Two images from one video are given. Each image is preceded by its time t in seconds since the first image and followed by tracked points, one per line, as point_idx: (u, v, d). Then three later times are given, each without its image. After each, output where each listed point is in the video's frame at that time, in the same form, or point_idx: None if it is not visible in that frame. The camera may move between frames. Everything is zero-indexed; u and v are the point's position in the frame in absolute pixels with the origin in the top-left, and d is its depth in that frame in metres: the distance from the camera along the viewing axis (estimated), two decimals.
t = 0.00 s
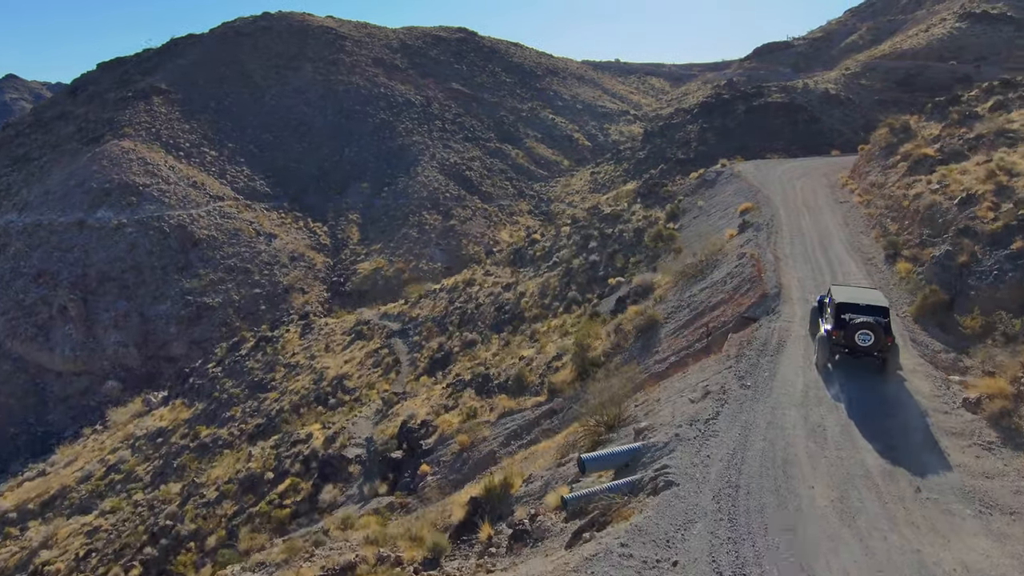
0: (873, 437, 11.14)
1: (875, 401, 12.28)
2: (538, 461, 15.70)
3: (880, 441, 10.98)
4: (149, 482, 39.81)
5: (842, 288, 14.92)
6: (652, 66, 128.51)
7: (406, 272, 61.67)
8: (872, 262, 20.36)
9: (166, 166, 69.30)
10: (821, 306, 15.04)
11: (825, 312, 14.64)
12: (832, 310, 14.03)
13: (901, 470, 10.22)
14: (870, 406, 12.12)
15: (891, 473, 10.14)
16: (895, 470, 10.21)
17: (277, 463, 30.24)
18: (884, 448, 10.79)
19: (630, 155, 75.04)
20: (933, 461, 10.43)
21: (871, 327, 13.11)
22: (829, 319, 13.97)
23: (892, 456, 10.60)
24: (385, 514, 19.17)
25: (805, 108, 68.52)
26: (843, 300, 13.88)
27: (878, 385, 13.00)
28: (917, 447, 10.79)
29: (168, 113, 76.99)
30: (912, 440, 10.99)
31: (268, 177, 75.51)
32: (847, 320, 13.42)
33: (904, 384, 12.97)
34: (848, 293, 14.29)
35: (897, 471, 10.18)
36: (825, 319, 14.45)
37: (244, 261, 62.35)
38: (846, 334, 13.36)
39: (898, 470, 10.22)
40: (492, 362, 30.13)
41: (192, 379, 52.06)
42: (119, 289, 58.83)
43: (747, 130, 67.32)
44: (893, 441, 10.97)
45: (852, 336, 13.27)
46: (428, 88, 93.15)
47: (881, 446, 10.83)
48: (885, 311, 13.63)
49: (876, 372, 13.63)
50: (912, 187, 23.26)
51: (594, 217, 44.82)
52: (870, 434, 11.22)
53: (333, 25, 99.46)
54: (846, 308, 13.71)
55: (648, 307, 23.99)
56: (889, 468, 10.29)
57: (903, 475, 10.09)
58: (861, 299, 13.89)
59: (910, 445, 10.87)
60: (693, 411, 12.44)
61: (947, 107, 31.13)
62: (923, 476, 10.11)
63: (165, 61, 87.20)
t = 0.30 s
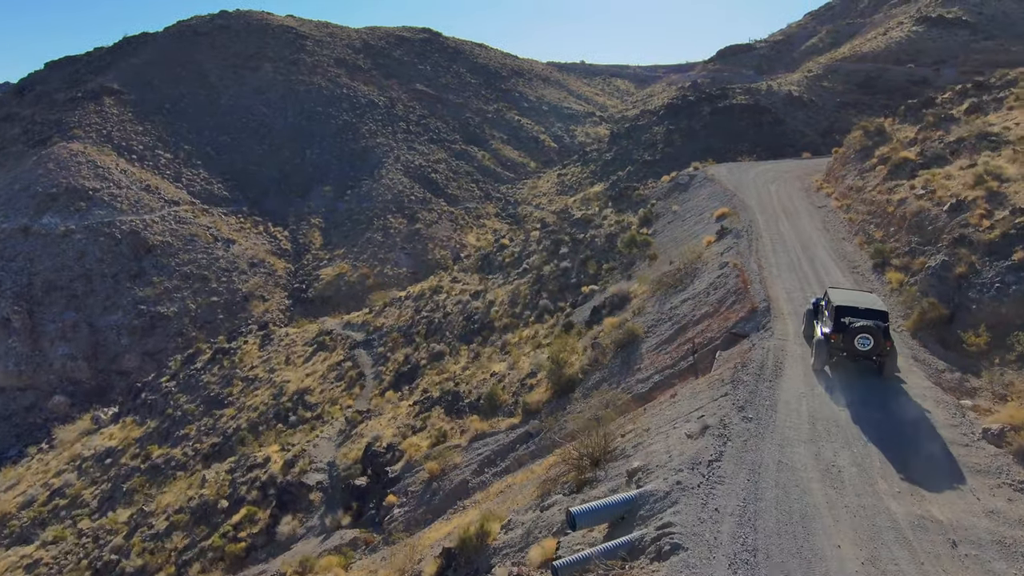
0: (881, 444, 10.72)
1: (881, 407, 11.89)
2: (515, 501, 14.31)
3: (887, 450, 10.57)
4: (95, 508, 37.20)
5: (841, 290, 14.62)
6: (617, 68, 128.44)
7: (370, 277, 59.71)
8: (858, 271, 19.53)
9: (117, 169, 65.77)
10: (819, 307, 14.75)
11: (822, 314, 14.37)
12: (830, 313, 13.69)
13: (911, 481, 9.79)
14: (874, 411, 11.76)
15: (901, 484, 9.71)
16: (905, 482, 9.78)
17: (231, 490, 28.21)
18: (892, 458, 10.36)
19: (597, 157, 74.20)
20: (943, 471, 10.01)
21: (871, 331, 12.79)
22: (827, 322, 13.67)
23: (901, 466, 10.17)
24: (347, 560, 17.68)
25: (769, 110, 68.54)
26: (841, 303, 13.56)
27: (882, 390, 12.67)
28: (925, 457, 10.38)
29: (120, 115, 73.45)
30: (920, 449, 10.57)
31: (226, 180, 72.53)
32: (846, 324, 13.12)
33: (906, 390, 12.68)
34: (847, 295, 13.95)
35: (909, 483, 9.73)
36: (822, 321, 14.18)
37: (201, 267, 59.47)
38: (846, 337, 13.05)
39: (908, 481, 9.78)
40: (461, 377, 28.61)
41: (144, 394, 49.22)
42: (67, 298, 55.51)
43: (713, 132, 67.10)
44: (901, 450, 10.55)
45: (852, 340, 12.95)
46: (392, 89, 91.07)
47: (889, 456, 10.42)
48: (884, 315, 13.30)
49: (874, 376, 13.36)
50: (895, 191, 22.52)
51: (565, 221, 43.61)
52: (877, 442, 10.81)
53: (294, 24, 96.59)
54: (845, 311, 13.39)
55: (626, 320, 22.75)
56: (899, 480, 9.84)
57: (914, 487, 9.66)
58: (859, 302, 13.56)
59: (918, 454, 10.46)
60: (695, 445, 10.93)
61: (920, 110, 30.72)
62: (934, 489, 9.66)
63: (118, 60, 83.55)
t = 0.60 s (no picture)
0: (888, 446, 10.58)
1: (883, 409, 11.77)
2: (494, 544, 12.97)
3: (895, 451, 10.43)
4: (38, 538, 34.58)
5: (834, 292, 14.37)
6: (582, 69, 128.06)
7: (334, 283, 57.67)
8: (847, 279, 18.73)
9: (65, 173, 62.37)
10: (811, 310, 14.46)
11: (816, 316, 14.06)
12: (825, 315, 13.39)
13: (924, 482, 9.65)
14: (877, 417, 11.50)
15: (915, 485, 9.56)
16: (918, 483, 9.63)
17: (184, 521, 26.20)
18: (902, 459, 10.20)
19: (563, 158, 73.27)
20: (953, 471, 9.90)
21: (870, 333, 12.46)
22: (824, 324, 13.34)
23: (911, 466, 10.03)
24: None
25: (735, 111, 68.52)
26: (837, 305, 13.25)
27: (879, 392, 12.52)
28: (934, 458, 10.24)
29: (68, 116, 69.84)
30: (928, 451, 10.43)
31: (182, 183, 69.44)
32: (843, 326, 12.81)
33: (906, 396, 12.40)
34: (842, 297, 13.65)
35: (922, 483, 9.59)
36: (817, 323, 13.86)
37: (155, 275, 56.57)
38: (844, 340, 12.72)
39: (920, 482, 9.63)
40: (431, 393, 27.15)
41: (93, 412, 46.36)
42: (10, 310, 52.09)
43: (680, 133, 66.72)
44: (909, 452, 10.40)
45: (850, 342, 12.61)
46: (354, 89, 88.79)
47: (899, 457, 10.26)
48: (880, 316, 13.04)
49: (871, 378, 13.05)
50: (878, 196, 21.88)
51: (535, 226, 42.37)
52: (885, 444, 10.64)
53: (252, 23, 93.55)
54: (842, 313, 13.06)
55: (606, 333, 21.53)
56: (912, 481, 9.68)
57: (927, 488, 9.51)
58: (855, 304, 13.26)
59: (926, 455, 10.33)
60: (700, 494, 9.52)
61: (895, 112, 30.30)
62: (946, 489, 9.54)
63: (66, 59, 79.75)
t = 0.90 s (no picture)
0: (887, 440, 10.77)
1: (881, 404, 11.96)
2: None
3: (896, 445, 10.61)
4: None
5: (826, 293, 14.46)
6: (550, 70, 127.30)
7: (298, 289, 55.60)
8: (840, 289, 17.85)
9: (12, 175, 58.93)
10: (803, 311, 14.53)
11: (809, 317, 14.15)
12: (821, 315, 13.45)
13: (927, 474, 9.82)
14: (875, 415, 11.53)
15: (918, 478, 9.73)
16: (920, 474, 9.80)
17: (136, 555, 24.31)
18: (902, 453, 10.38)
19: (532, 160, 72.16)
20: (955, 462, 10.11)
21: (866, 333, 12.56)
22: (819, 325, 13.41)
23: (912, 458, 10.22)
24: None
25: (703, 112, 68.30)
26: (831, 305, 13.34)
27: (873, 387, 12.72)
28: (934, 451, 10.43)
29: (15, 116, 66.32)
30: (928, 444, 10.61)
31: (138, 187, 66.45)
32: (839, 327, 12.89)
33: (901, 392, 12.52)
34: (834, 298, 13.75)
35: (924, 475, 9.75)
36: (810, 324, 13.96)
37: (110, 283, 53.75)
38: (840, 341, 12.81)
39: (923, 474, 9.80)
40: (403, 410, 25.70)
41: (41, 431, 43.62)
42: None
43: (650, 134, 66.11)
44: (909, 446, 10.58)
45: (846, 343, 12.70)
46: (318, 89, 86.45)
47: (899, 452, 10.43)
48: (875, 317, 13.14)
49: (866, 378, 13.15)
50: (865, 201, 21.20)
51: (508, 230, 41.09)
52: (885, 438, 10.81)
53: (211, 22, 90.39)
54: (837, 314, 13.15)
55: (589, 348, 20.39)
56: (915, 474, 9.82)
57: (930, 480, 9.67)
58: (849, 304, 13.38)
59: (925, 448, 10.50)
60: (717, 549, 8.46)
61: (873, 114, 29.86)
62: (951, 479, 9.73)
63: (13, 61, 76.63)
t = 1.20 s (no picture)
0: (886, 440, 10.78)
1: (878, 405, 12.01)
2: None
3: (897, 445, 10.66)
4: None
5: (818, 293, 14.50)
6: (520, 70, 126.24)
7: (264, 295, 53.50)
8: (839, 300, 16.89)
9: None
10: (796, 311, 14.57)
11: (802, 317, 14.20)
12: (814, 316, 13.50)
13: (929, 474, 9.82)
14: (875, 417, 11.57)
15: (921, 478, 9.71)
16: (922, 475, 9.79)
17: None
18: (902, 453, 10.38)
19: (504, 161, 70.95)
20: (956, 461, 10.21)
21: (861, 333, 12.61)
22: (813, 326, 13.46)
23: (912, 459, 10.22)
24: None
25: (675, 113, 67.93)
26: (825, 305, 13.40)
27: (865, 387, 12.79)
28: (933, 452, 10.45)
29: None
30: (926, 447, 10.64)
31: (95, 190, 63.56)
32: (834, 327, 12.94)
33: (894, 391, 12.59)
34: (826, 298, 13.84)
35: (926, 476, 9.75)
36: (804, 324, 14.00)
37: (65, 291, 51.13)
38: (835, 341, 12.86)
39: (925, 475, 9.79)
40: (376, 428, 24.32)
41: None
42: None
43: (622, 135, 65.38)
44: (909, 447, 10.59)
45: (841, 342, 12.75)
46: (284, 89, 84.09)
47: (899, 451, 10.42)
48: (868, 317, 13.24)
49: (860, 378, 13.19)
50: (856, 205, 20.47)
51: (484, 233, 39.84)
52: (883, 438, 10.83)
53: (172, 20, 87.31)
54: (831, 315, 13.20)
55: (574, 363, 19.23)
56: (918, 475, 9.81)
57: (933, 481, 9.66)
58: (842, 304, 13.47)
59: (925, 449, 10.52)
60: None
61: (855, 116, 29.33)
62: (953, 477, 9.84)
63: None
